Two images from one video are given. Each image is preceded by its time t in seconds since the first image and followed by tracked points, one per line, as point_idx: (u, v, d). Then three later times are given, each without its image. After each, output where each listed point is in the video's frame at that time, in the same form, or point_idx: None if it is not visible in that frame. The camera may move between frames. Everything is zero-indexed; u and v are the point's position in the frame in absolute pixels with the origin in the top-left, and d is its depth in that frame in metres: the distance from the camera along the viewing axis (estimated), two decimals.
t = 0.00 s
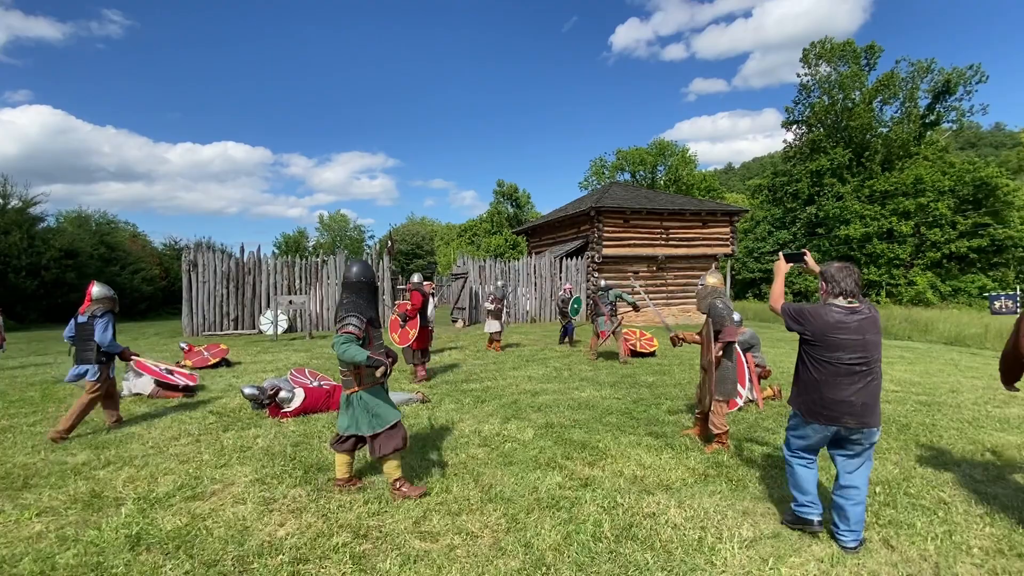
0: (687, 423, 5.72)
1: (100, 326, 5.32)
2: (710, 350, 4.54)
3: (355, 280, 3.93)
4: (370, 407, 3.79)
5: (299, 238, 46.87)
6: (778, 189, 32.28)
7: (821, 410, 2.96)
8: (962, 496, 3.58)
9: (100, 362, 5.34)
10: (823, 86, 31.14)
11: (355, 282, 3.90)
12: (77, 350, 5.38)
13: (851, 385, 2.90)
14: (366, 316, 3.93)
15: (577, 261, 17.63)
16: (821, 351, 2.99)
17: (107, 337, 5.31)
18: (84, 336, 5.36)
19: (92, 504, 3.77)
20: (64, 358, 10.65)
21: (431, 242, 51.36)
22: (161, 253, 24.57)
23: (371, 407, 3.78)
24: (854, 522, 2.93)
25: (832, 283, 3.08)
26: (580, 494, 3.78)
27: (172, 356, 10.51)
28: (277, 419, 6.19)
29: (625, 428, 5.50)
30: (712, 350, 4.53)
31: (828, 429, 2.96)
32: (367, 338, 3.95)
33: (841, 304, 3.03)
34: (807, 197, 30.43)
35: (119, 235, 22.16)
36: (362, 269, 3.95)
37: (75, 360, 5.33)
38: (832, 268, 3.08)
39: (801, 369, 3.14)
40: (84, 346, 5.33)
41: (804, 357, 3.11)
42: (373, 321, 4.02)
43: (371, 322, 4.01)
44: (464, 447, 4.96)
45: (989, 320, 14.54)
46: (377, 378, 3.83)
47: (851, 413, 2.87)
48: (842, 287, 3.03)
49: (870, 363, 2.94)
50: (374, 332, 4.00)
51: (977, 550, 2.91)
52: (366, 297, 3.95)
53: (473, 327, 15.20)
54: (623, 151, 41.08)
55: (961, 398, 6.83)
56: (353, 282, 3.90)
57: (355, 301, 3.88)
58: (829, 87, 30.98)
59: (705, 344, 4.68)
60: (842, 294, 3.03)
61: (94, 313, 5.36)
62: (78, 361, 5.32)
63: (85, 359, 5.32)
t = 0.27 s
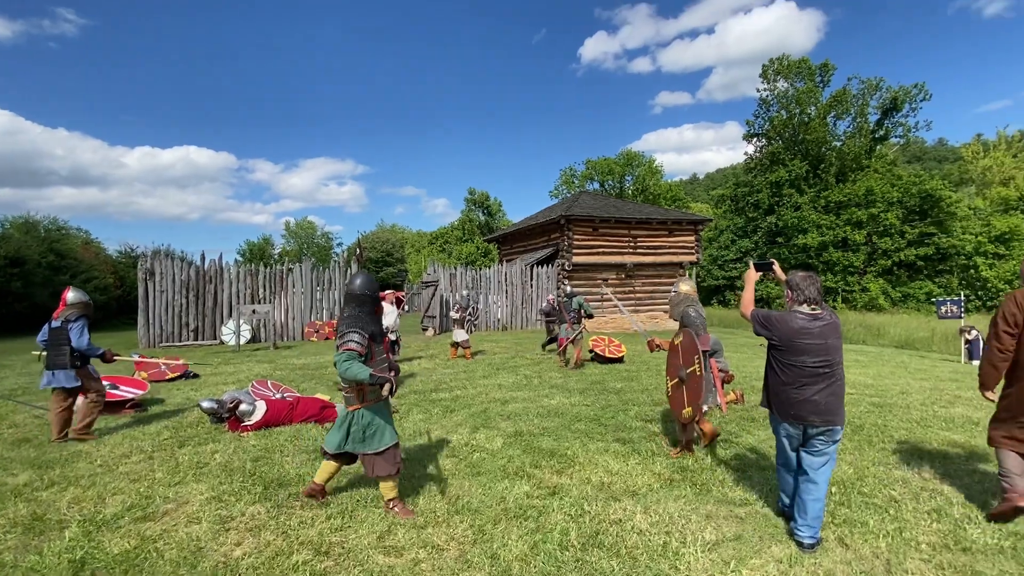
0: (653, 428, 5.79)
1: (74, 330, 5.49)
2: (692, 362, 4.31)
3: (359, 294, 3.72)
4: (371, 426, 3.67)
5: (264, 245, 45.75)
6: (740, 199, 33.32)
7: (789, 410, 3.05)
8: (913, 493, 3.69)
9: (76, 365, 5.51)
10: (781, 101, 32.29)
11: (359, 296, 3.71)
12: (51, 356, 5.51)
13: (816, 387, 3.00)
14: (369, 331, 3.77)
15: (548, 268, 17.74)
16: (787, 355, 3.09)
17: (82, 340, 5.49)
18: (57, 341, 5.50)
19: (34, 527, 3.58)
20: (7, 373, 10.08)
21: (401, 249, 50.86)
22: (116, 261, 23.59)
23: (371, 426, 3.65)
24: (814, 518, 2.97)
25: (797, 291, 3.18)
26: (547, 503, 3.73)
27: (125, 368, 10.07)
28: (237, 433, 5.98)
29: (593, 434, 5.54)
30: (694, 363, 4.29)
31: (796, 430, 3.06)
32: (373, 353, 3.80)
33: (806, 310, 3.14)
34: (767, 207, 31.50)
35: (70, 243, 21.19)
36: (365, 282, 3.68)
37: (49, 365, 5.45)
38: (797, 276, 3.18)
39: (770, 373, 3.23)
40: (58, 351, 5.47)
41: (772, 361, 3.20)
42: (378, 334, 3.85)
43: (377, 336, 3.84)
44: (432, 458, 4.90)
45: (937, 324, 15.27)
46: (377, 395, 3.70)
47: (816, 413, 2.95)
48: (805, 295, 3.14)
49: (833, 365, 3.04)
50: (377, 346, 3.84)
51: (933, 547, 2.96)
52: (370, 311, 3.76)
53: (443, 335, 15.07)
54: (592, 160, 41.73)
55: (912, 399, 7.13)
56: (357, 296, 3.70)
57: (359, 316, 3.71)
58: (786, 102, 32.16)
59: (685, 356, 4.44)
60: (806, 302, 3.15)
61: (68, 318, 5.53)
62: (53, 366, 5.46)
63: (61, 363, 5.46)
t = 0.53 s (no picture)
0: (625, 431, 5.84)
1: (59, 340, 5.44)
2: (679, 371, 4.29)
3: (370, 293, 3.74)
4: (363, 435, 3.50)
5: (230, 249, 44.52)
6: (707, 205, 34.09)
7: (763, 409, 3.22)
8: (872, 490, 3.80)
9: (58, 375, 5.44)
10: (746, 112, 33.20)
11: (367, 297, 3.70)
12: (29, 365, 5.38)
13: (786, 388, 3.16)
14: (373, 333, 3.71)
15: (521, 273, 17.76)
16: (759, 360, 3.26)
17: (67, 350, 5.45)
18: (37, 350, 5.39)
19: None
20: None
21: (373, 253, 50.20)
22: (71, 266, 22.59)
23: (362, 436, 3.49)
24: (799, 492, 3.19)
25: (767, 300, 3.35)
26: (518, 510, 3.68)
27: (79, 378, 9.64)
28: (198, 444, 5.79)
29: (565, 439, 5.55)
30: (682, 370, 4.28)
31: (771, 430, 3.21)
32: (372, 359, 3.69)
33: (776, 317, 3.29)
34: (733, 213, 32.31)
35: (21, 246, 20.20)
36: (382, 283, 3.77)
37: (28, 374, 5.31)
38: (765, 284, 3.35)
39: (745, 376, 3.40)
40: (38, 360, 5.36)
41: (747, 365, 3.38)
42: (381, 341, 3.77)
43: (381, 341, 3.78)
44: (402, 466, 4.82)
45: (892, 327, 15.92)
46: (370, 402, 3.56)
47: (786, 412, 3.12)
48: (774, 302, 3.29)
49: (801, 366, 3.19)
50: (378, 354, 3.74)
51: (891, 543, 3.04)
52: (377, 314, 3.72)
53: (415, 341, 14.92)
54: (564, 166, 42.08)
55: (870, 399, 7.40)
56: (369, 295, 3.70)
57: (364, 316, 3.67)
58: (751, 113, 33.10)
59: (669, 363, 4.41)
60: (775, 308, 3.30)
61: (53, 328, 5.44)
62: (32, 376, 5.33)
63: (41, 373, 5.36)
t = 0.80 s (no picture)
0: (598, 431, 5.88)
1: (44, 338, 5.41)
2: (665, 360, 4.30)
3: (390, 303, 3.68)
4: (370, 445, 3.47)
5: (197, 249, 43.26)
6: (679, 208, 34.67)
7: (755, 406, 3.33)
8: (833, 485, 3.92)
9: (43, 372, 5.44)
10: (716, 117, 33.86)
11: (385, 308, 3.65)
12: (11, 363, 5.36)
13: (779, 385, 3.28)
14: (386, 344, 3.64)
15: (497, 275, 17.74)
16: (754, 358, 3.35)
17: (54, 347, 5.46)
18: (19, 347, 5.34)
19: None
20: None
21: (346, 254, 49.46)
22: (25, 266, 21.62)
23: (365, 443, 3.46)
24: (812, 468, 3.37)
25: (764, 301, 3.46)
26: (492, 512, 3.66)
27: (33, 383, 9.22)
28: (160, 451, 5.61)
29: (539, 440, 5.56)
30: (667, 358, 4.30)
31: (759, 426, 3.33)
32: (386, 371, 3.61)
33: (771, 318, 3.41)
34: (704, 217, 32.93)
35: None
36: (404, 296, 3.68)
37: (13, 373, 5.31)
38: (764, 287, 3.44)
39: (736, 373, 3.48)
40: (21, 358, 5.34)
41: (739, 364, 3.46)
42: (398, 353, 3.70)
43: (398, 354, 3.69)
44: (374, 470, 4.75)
45: (853, 327, 16.49)
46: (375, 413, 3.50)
47: (779, 408, 3.26)
48: (773, 303, 3.40)
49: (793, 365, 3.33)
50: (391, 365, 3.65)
51: (853, 537, 3.13)
52: (394, 327, 3.67)
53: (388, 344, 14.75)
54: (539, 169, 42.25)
55: (832, 397, 7.64)
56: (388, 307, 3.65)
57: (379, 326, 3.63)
58: (721, 119, 33.77)
59: (654, 354, 4.42)
60: (772, 310, 3.40)
61: (36, 326, 5.41)
62: (16, 374, 5.33)
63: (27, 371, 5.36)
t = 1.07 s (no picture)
0: (573, 427, 5.92)
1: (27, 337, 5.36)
2: (634, 337, 4.29)
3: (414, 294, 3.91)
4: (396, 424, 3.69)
5: (164, 245, 41.99)
6: (654, 208, 35.08)
7: (759, 394, 3.46)
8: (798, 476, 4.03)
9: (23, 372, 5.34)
10: (691, 119, 34.34)
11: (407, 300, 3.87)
12: None
13: (783, 374, 3.43)
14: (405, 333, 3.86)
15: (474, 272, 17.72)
16: (758, 348, 3.48)
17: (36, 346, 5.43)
18: None
19: None
20: None
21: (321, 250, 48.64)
22: None
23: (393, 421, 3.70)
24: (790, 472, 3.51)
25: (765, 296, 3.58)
26: (466, 508, 3.65)
27: None
28: (124, 453, 5.45)
29: (515, 436, 5.57)
30: (634, 333, 4.30)
31: (762, 413, 3.48)
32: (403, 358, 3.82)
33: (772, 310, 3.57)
34: (678, 216, 33.40)
35: None
36: (425, 289, 3.92)
37: None
38: (765, 281, 3.58)
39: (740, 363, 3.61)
40: None
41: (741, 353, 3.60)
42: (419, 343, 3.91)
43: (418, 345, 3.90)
44: (347, 469, 4.69)
45: (820, 324, 16.97)
46: (394, 396, 3.75)
47: (784, 397, 3.40)
48: (775, 296, 3.55)
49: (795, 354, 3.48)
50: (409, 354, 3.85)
51: (818, 526, 3.21)
52: (414, 316, 3.88)
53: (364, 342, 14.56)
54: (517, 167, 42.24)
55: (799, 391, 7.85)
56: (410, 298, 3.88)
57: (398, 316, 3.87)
58: (695, 120, 34.27)
59: (623, 334, 4.43)
60: (774, 302, 3.55)
61: (16, 325, 5.32)
62: None
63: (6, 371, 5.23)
